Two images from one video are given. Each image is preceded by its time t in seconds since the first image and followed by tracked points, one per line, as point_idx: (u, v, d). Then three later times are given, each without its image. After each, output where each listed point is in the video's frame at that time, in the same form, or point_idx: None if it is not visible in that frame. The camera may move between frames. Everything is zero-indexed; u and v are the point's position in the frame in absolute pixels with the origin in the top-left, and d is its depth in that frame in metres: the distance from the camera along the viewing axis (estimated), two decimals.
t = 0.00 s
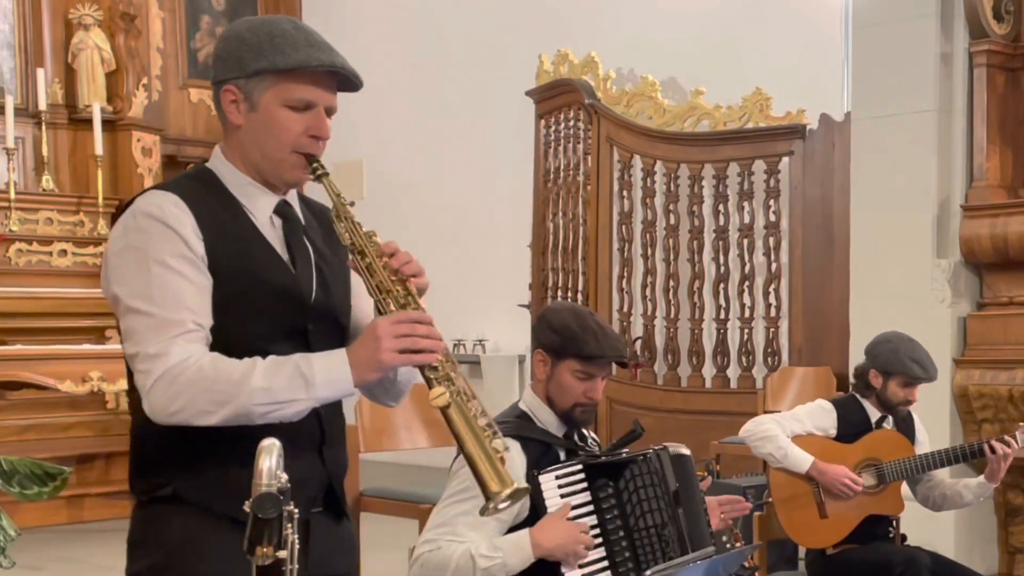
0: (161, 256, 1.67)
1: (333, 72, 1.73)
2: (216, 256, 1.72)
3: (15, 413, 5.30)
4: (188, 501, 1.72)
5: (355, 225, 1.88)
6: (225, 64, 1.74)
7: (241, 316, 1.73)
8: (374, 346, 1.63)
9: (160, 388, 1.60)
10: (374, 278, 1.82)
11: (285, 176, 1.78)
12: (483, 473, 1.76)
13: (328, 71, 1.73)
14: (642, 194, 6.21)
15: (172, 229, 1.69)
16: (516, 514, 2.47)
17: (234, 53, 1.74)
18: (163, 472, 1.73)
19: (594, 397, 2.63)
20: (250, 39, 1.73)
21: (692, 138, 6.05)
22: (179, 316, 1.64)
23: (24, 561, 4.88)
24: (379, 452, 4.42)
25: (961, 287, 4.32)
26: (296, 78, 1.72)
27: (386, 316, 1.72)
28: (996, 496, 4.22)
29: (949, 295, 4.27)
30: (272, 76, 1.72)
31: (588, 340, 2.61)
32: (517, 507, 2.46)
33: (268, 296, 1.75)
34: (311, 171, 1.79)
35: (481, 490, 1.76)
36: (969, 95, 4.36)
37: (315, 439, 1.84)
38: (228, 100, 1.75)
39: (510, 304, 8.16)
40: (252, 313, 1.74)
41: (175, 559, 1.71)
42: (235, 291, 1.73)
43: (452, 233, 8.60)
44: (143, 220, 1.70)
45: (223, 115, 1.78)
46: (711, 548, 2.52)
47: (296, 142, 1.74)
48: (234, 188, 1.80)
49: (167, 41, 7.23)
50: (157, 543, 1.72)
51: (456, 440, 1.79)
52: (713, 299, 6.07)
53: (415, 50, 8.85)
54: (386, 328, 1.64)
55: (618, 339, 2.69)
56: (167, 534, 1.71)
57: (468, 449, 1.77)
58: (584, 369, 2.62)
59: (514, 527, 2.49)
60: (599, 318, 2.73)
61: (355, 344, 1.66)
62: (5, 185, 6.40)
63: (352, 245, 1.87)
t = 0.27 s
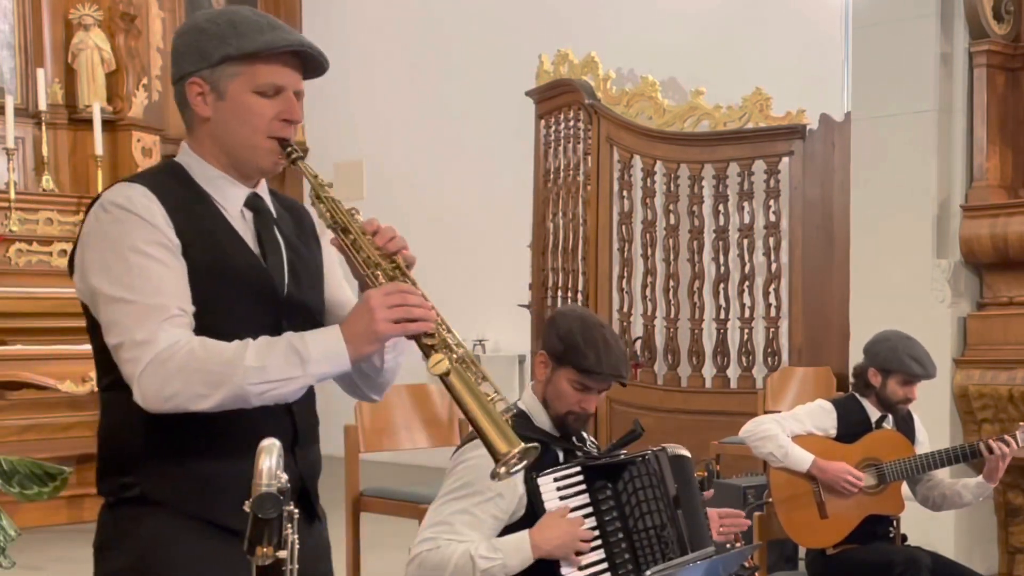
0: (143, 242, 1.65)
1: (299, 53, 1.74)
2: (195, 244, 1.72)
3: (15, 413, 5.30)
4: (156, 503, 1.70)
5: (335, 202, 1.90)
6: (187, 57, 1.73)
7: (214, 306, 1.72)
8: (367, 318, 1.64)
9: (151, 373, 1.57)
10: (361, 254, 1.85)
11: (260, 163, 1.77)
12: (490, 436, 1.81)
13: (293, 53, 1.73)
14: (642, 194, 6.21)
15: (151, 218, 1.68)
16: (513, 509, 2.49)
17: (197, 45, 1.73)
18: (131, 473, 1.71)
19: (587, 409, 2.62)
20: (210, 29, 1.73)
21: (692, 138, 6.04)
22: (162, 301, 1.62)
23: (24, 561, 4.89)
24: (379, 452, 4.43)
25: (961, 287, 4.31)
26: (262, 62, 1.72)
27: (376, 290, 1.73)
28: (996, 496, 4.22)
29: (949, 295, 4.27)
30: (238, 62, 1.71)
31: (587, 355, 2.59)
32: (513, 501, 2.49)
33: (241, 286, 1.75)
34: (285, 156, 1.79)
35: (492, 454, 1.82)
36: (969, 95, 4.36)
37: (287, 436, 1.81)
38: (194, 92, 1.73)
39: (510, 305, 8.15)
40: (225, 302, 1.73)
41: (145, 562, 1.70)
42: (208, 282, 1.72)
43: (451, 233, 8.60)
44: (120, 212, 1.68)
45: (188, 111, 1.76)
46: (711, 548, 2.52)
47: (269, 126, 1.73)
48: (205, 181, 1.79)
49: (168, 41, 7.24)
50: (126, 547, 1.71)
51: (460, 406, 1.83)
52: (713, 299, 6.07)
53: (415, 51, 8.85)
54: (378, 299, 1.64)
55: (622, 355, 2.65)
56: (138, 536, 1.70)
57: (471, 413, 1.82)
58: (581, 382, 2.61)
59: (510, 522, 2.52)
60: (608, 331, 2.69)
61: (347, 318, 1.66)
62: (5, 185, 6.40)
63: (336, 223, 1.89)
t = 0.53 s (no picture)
0: (95, 257, 1.56)
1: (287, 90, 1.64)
2: (155, 256, 1.64)
3: (14, 413, 5.30)
4: (120, 509, 1.64)
5: (298, 239, 1.84)
6: (172, 57, 1.63)
7: (173, 317, 1.65)
8: (323, 369, 1.57)
9: (95, 400, 1.50)
10: (320, 298, 1.79)
11: (219, 182, 1.70)
12: (433, 502, 1.73)
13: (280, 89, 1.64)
14: (642, 194, 6.20)
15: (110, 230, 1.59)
16: (511, 509, 2.50)
17: (183, 49, 1.63)
18: (91, 478, 1.64)
19: (590, 401, 2.62)
20: (203, 37, 1.62)
21: (692, 138, 6.04)
22: (114, 323, 1.53)
23: (24, 561, 4.89)
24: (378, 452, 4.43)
25: (961, 287, 4.32)
26: (248, 90, 1.62)
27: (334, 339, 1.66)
28: (996, 496, 4.22)
29: (949, 295, 4.27)
30: (221, 82, 1.62)
31: (589, 346, 2.59)
32: (511, 502, 2.49)
33: (204, 294, 1.68)
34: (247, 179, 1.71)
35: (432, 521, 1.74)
36: (969, 95, 4.36)
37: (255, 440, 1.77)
38: (169, 95, 1.64)
39: (510, 305, 8.15)
40: (182, 314, 1.66)
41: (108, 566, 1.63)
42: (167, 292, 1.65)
43: (451, 233, 8.60)
44: (76, 217, 1.59)
45: (160, 108, 1.67)
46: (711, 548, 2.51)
47: (237, 152, 1.65)
48: (169, 182, 1.72)
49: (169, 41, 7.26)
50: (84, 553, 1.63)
51: (406, 467, 1.75)
52: (713, 299, 6.06)
53: (415, 51, 8.86)
54: (334, 353, 1.57)
55: (621, 346, 2.66)
56: (99, 541, 1.63)
57: (418, 477, 1.74)
58: (583, 373, 2.61)
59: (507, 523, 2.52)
60: (605, 324, 2.69)
61: (303, 366, 1.59)
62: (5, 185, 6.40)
63: (294, 261, 1.83)
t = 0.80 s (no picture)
0: (61, 268, 1.54)
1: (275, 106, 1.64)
2: (128, 264, 1.63)
3: (14, 413, 5.29)
4: (96, 516, 1.61)
5: (271, 254, 1.85)
6: (161, 62, 1.62)
7: (146, 325, 1.64)
8: (290, 398, 1.56)
9: (54, 413, 1.48)
10: (292, 320, 1.81)
11: (198, 191, 1.69)
12: (392, 539, 1.72)
13: (268, 105, 1.63)
14: (642, 194, 6.20)
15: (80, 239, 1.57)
16: (511, 508, 2.50)
17: (172, 56, 1.62)
18: (63, 486, 1.61)
19: (592, 397, 2.63)
20: (192, 45, 1.62)
21: (692, 138, 6.04)
22: (80, 335, 1.51)
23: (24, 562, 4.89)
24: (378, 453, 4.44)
25: (961, 288, 4.32)
26: (235, 103, 1.61)
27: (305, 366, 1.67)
28: (996, 496, 4.23)
29: (949, 295, 4.27)
30: (208, 93, 1.61)
31: (590, 341, 2.61)
32: (511, 501, 2.49)
33: (178, 300, 1.67)
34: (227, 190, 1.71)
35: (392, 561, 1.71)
36: (969, 96, 4.36)
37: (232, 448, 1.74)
38: (154, 99, 1.63)
39: (510, 305, 8.14)
40: (154, 322, 1.65)
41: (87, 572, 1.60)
42: (141, 300, 1.64)
43: (451, 233, 8.60)
44: (46, 224, 1.57)
45: (144, 112, 1.66)
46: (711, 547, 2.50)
47: (219, 164, 1.65)
48: (147, 186, 1.71)
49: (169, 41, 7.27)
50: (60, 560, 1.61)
51: (371, 503, 1.76)
52: (713, 299, 6.06)
53: (415, 51, 8.87)
54: (303, 380, 1.57)
55: (618, 340, 2.68)
56: (75, 551, 1.60)
57: (380, 513, 1.74)
58: (584, 368, 2.62)
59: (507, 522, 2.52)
60: (601, 319, 2.71)
61: (270, 393, 1.59)
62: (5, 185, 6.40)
63: (269, 282, 1.85)
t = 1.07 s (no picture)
0: (65, 267, 1.54)
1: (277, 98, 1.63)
2: (132, 262, 1.62)
3: (14, 413, 5.30)
4: (98, 515, 1.61)
5: (277, 250, 1.86)
6: (159, 61, 1.62)
7: (148, 324, 1.63)
8: (294, 394, 1.56)
9: (59, 413, 1.48)
10: (297, 315, 1.81)
11: (204, 189, 1.68)
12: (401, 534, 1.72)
13: (267, 97, 1.63)
14: (642, 194, 6.20)
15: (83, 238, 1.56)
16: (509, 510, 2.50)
17: (169, 54, 1.62)
18: (65, 485, 1.61)
19: (594, 393, 2.63)
20: (190, 42, 1.61)
21: (692, 138, 6.04)
22: (85, 334, 1.51)
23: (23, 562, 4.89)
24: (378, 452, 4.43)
25: (961, 287, 4.32)
26: (237, 97, 1.61)
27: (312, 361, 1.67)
28: (996, 496, 4.23)
29: (949, 295, 4.27)
30: (207, 88, 1.60)
31: (590, 336, 2.61)
32: (508, 503, 2.50)
33: (181, 299, 1.66)
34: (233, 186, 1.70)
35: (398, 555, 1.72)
36: (969, 95, 4.36)
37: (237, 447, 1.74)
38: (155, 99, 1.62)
39: (510, 305, 8.14)
40: (158, 321, 1.64)
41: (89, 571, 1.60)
42: (145, 299, 1.63)
43: (451, 233, 8.60)
44: (50, 224, 1.56)
45: (146, 113, 1.65)
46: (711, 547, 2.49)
47: (224, 160, 1.64)
48: (152, 186, 1.70)
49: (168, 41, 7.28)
50: (63, 559, 1.61)
51: (376, 496, 1.75)
52: (713, 299, 6.06)
53: (415, 51, 8.87)
54: (307, 374, 1.57)
55: (616, 335, 2.69)
56: (76, 551, 1.60)
57: (387, 506, 1.73)
58: (585, 364, 2.62)
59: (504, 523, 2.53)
60: (597, 315, 2.72)
61: (275, 387, 1.58)
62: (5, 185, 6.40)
63: (274, 277, 1.83)
